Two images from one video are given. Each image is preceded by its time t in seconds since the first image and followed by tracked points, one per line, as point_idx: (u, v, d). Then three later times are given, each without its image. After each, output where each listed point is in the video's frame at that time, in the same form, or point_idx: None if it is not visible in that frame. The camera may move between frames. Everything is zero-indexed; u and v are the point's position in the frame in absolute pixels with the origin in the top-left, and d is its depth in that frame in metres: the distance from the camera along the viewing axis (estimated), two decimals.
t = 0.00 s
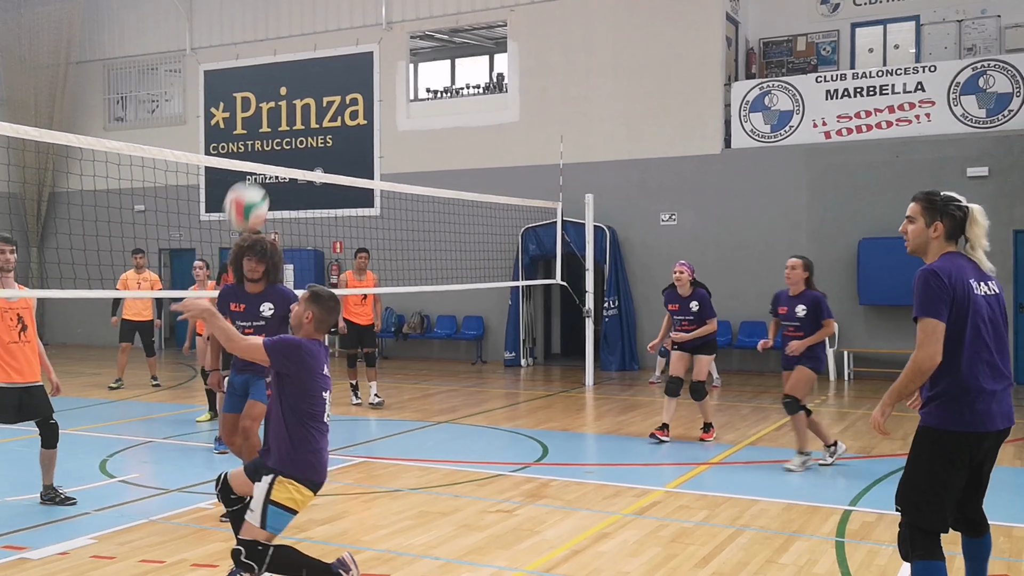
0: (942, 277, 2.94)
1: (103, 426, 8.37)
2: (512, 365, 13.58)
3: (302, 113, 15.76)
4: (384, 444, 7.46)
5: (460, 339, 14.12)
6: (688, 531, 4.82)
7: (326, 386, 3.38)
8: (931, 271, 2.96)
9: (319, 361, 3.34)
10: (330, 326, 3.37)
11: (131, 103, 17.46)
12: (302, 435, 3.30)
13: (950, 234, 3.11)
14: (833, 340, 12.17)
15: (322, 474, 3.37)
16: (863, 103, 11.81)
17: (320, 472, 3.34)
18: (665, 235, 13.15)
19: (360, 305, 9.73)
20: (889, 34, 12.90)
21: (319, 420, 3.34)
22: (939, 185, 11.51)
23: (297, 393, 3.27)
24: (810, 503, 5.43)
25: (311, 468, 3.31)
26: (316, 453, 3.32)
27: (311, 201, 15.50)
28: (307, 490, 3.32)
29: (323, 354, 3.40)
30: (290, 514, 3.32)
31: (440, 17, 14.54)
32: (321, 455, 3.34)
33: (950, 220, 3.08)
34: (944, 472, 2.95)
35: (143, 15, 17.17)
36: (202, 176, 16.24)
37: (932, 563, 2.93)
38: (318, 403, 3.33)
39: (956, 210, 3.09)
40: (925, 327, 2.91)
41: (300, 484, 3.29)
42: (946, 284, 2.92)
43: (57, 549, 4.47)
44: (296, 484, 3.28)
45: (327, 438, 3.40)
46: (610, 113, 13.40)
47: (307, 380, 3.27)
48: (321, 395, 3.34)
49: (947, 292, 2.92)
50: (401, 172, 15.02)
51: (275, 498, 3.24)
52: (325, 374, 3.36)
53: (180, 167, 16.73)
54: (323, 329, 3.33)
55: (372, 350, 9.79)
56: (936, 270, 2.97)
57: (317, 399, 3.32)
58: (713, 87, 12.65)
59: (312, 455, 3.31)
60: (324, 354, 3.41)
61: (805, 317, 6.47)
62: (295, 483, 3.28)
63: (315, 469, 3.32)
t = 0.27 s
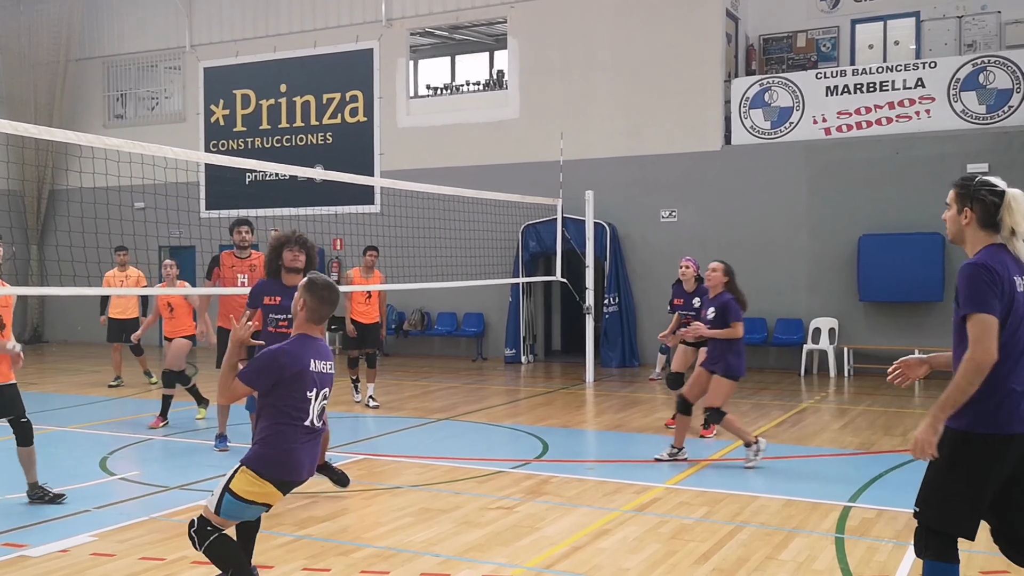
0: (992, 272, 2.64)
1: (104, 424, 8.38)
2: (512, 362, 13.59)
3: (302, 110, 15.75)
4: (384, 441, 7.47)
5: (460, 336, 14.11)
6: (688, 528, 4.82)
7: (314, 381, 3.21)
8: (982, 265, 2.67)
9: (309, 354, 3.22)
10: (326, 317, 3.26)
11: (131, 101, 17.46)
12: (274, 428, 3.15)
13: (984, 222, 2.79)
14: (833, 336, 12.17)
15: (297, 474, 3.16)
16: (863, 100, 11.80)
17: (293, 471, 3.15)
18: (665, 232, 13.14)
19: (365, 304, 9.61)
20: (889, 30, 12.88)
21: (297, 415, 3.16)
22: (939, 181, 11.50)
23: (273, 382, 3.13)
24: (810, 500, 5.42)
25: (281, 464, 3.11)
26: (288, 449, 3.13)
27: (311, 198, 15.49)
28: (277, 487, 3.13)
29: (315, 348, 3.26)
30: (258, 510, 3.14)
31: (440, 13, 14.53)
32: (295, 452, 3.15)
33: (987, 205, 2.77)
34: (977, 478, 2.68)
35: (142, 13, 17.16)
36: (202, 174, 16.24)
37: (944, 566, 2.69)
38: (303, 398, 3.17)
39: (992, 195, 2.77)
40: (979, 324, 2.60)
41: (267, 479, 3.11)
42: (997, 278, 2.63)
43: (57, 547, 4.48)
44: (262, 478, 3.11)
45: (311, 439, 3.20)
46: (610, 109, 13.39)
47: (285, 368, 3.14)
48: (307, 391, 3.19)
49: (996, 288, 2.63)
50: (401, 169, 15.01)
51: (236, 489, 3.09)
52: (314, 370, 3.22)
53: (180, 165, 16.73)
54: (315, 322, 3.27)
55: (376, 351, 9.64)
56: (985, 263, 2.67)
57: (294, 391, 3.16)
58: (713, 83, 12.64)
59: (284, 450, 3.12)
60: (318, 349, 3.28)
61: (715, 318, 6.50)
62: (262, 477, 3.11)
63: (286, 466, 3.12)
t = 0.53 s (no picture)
0: None
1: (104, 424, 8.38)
2: (512, 362, 13.59)
3: (301, 110, 15.74)
4: (384, 442, 7.47)
5: (460, 336, 14.12)
6: (688, 528, 4.83)
7: (357, 357, 3.03)
8: None
9: (349, 329, 3.03)
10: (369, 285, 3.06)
11: (131, 101, 17.46)
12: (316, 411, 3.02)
13: None
14: (833, 336, 12.17)
15: (342, 459, 3.02)
16: (863, 100, 11.81)
17: (337, 455, 3.01)
18: (665, 232, 13.15)
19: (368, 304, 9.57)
20: (889, 30, 12.90)
21: (337, 396, 3.01)
22: (939, 181, 11.51)
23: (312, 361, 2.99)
24: (810, 500, 5.42)
25: (322, 448, 3.00)
26: (331, 433, 3.01)
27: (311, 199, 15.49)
28: (321, 473, 3.02)
29: (363, 321, 3.07)
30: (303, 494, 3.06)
31: (440, 14, 14.53)
32: (338, 436, 3.01)
33: None
34: None
35: (142, 13, 17.17)
36: (202, 174, 16.25)
37: None
38: (341, 377, 3.00)
39: None
40: None
41: (310, 463, 3.01)
42: None
43: (58, 547, 4.49)
44: (305, 463, 3.01)
45: (354, 421, 3.04)
46: (609, 109, 13.39)
47: (328, 346, 2.97)
48: (346, 368, 3.01)
49: None
50: (401, 169, 15.01)
51: (281, 474, 3.03)
52: (354, 345, 3.02)
53: (179, 165, 16.74)
54: (360, 291, 3.07)
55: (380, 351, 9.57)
56: None
57: (337, 370, 3.00)
58: (713, 84, 12.65)
59: (326, 434, 3.00)
60: (363, 321, 3.07)
61: (666, 321, 6.19)
62: (307, 461, 3.01)
63: (328, 451, 3.00)
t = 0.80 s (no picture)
0: None
1: (104, 425, 8.38)
2: (512, 362, 13.59)
3: (301, 111, 15.74)
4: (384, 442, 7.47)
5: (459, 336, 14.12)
6: (688, 528, 4.83)
7: (437, 349, 2.79)
8: None
9: (426, 322, 2.82)
10: (442, 278, 2.86)
11: (131, 102, 17.47)
12: (411, 418, 2.77)
13: None
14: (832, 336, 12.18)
15: (451, 460, 2.72)
16: (862, 100, 11.81)
17: (443, 459, 2.72)
18: (664, 232, 13.15)
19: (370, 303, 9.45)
20: (889, 30, 12.89)
21: (426, 394, 2.76)
22: (938, 181, 11.51)
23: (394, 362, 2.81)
24: (809, 500, 5.42)
25: (425, 453, 2.72)
26: (430, 435, 2.73)
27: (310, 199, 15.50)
28: (434, 482, 2.72)
29: (441, 315, 2.84)
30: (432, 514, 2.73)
31: (440, 14, 14.53)
32: (438, 437, 2.72)
33: None
34: None
35: (141, 14, 17.18)
36: (202, 175, 16.26)
37: None
38: (425, 373, 2.77)
39: None
40: None
41: (420, 474, 2.72)
42: None
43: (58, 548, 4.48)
44: (415, 478, 2.73)
45: (453, 418, 2.75)
46: (609, 110, 13.39)
47: (402, 345, 2.80)
48: (429, 362, 2.78)
49: None
50: (401, 170, 15.01)
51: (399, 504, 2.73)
52: (432, 338, 2.79)
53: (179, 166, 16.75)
54: (439, 289, 2.88)
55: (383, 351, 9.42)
56: None
57: (414, 367, 2.78)
58: (713, 84, 12.65)
59: (426, 439, 2.73)
60: (442, 314, 2.85)
61: (629, 310, 6.17)
62: (417, 474, 2.73)
63: (433, 454, 2.71)
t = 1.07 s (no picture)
0: None
1: (105, 426, 8.39)
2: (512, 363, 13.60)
3: (302, 111, 15.75)
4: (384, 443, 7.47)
5: (460, 337, 14.13)
6: (688, 529, 4.84)
7: (522, 375, 2.36)
8: None
9: (504, 350, 2.40)
10: (512, 305, 2.51)
11: (131, 103, 17.48)
12: (510, 461, 2.33)
13: None
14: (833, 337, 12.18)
15: (567, 498, 2.26)
16: (862, 100, 11.81)
17: (558, 498, 2.26)
18: (665, 232, 13.16)
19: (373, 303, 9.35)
20: (889, 31, 12.90)
21: (520, 428, 2.32)
22: (939, 182, 11.52)
23: (477, 402, 2.39)
24: (810, 501, 5.43)
25: (537, 497, 2.27)
26: (538, 474, 2.27)
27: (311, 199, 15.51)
28: (552, 527, 2.27)
29: (520, 342, 2.43)
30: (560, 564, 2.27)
31: (440, 15, 14.54)
32: (546, 474, 2.27)
33: None
34: None
35: (141, 14, 17.18)
36: (202, 176, 16.28)
37: None
38: (513, 406, 2.33)
39: None
40: None
41: (534, 523, 2.27)
42: None
43: (59, 549, 4.49)
44: (529, 528, 2.28)
45: (559, 452, 2.30)
46: (609, 111, 13.40)
47: (483, 382, 2.37)
48: (516, 391, 2.34)
49: None
50: (401, 171, 15.02)
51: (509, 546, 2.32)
52: (516, 365, 2.37)
53: (180, 166, 16.77)
54: (510, 321, 2.50)
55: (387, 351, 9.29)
56: None
57: (500, 402, 2.35)
58: (713, 85, 12.66)
59: (533, 481, 2.27)
60: (518, 340, 2.44)
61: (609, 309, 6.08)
62: (537, 524, 2.26)
63: (545, 495, 2.26)
